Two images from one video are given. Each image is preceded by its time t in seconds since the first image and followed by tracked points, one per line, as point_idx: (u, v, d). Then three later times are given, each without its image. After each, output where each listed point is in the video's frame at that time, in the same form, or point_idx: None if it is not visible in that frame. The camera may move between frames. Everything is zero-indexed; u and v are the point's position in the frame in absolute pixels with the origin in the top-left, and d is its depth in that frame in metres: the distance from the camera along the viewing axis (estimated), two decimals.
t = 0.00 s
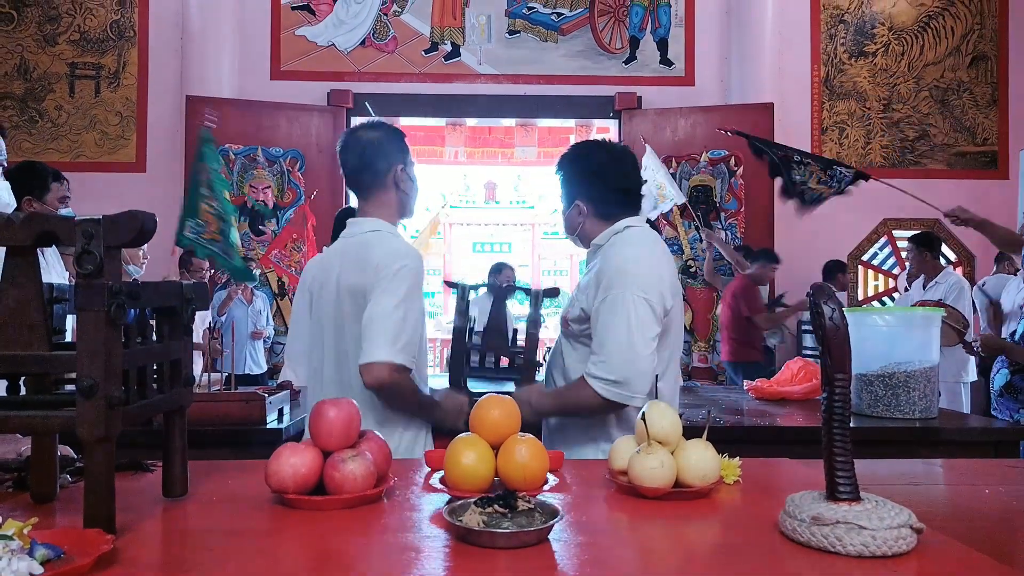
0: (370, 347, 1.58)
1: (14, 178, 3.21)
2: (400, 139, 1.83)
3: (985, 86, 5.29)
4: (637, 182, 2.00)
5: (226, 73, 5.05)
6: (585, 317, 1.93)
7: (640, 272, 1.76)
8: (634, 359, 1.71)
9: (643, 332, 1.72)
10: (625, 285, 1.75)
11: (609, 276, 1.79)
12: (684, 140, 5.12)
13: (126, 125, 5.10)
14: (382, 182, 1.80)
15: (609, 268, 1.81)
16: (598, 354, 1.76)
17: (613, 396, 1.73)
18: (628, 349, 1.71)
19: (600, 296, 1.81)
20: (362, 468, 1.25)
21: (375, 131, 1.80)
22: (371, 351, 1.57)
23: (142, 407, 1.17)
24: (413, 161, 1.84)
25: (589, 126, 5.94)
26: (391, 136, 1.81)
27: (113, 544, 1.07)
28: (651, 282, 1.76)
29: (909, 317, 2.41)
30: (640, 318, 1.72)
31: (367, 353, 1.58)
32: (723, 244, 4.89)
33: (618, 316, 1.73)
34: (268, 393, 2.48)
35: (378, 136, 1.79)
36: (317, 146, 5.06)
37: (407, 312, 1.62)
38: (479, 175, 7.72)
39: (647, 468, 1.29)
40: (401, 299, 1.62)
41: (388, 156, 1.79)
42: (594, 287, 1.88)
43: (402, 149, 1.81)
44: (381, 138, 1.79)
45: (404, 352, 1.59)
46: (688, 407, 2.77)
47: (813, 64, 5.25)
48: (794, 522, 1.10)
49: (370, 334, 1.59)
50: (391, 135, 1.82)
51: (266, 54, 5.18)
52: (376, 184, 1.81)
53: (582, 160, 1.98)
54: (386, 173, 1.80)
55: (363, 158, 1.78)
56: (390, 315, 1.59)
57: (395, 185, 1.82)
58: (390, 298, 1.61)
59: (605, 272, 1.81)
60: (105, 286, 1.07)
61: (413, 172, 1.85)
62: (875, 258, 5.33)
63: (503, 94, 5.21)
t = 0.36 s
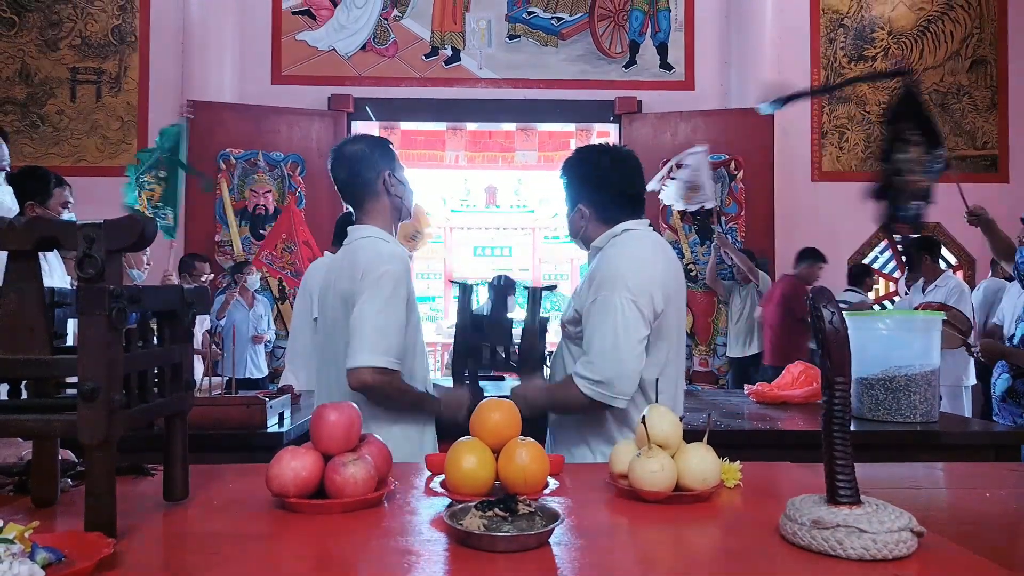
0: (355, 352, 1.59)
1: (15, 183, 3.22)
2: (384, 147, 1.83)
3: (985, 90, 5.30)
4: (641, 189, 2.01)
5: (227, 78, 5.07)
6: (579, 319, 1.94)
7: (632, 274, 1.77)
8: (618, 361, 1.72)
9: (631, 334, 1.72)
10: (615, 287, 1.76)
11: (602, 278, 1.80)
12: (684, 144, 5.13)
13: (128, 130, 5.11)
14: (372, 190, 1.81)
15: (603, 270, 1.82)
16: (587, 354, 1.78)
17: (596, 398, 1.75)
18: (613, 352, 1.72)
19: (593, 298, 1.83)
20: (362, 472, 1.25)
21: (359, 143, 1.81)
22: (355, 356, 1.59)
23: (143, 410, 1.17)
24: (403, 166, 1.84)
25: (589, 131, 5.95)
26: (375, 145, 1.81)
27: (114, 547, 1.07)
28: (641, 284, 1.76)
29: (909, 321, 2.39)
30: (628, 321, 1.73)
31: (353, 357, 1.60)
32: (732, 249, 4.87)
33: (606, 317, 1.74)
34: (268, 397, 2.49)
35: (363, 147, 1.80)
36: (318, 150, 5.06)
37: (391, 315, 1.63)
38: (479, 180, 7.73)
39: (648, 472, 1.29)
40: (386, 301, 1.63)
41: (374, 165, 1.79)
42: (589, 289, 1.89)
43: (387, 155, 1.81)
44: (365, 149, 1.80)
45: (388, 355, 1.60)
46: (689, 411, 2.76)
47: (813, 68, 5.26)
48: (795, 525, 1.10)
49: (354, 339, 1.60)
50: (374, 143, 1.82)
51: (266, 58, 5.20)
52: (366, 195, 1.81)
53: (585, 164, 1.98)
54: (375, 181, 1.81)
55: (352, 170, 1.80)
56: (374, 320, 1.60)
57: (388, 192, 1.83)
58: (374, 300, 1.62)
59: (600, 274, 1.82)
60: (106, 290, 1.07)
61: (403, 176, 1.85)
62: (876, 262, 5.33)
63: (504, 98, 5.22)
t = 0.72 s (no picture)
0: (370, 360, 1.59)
1: (21, 189, 3.23)
2: (385, 151, 1.83)
3: (987, 96, 5.30)
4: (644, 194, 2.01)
5: (232, 84, 5.09)
6: (587, 326, 1.94)
7: (640, 278, 1.77)
8: (633, 364, 1.71)
9: (643, 336, 1.72)
10: (623, 291, 1.76)
11: (608, 283, 1.81)
12: (687, 149, 5.13)
13: (132, 135, 5.13)
14: (374, 195, 1.82)
15: (608, 276, 1.82)
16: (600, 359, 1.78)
17: (614, 402, 1.73)
18: (627, 355, 1.71)
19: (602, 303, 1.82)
20: (366, 476, 1.25)
21: (358, 146, 1.81)
22: (370, 364, 1.58)
23: (149, 414, 1.18)
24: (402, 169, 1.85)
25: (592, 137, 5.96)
26: (376, 148, 1.82)
27: (119, 552, 1.08)
28: (648, 286, 1.77)
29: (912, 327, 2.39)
30: (639, 323, 1.73)
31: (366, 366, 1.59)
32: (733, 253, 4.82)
33: (616, 321, 1.74)
34: (272, 401, 2.50)
35: (363, 150, 1.80)
36: (321, 156, 5.08)
37: (408, 322, 1.64)
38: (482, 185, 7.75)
39: (651, 477, 1.29)
40: (401, 308, 1.63)
41: (376, 169, 1.80)
42: (595, 295, 1.89)
43: (387, 158, 1.81)
44: (365, 152, 1.80)
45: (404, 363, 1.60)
46: (692, 416, 2.76)
47: (815, 73, 5.27)
48: (798, 530, 1.10)
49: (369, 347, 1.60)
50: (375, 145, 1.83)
51: (271, 65, 5.22)
52: (368, 201, 1.82)
53: (588, 170, 1.99)
54: (374, 184, 1.81)
55: (352, 174, 1.80)
56: (393, 326, 1.60)
57: (388, 195, 1.83)
58: (389, 308, 1.63)
59: (607, 279, 1.82)
60: (113, 296, 1.08)
61: (402, 179, 1.84)
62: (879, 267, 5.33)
63: (507, 104, 5.24)
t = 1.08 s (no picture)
0: (389, 370, 1.57)
1: (24, 195, 3.24)
2: (392, 149, 1.84)
3: (988, 102, 5.31)
4: (638, 198, 2.01)
5: (234, 89, 5.10)
6: (601, 330, 1.93)
7: (660, 278, 1.79)
8: (671, 361, 1.72)
9: (674, 333, 1.74)
10: (647, 292, 1.77)
11: (627, 285, 1.81)
12: (688, 155, 5.14)
13: (134, 141, 5.14)
14: (379, 196, 1.82)
15: (625, 278, 1.82)
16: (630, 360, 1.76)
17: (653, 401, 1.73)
18: (663, 353, 1.72)
19: (621, 304, 1.82)
20: (368, 483, 1.25)
21: (364, 144, 1.82)
22: (389, 374, 1.57)
23: (151, 420, 1.18)
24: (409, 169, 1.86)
25: (593, 143, 5.97)
26: (382, 147, 1.82)
27: (120, 558, 1.08)
28: (668, 285, 1.79)
29: (913, 332, 2.39)
30: (669, 321, 1.75)
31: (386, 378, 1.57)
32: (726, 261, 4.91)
33: (647, 321, 1.74)
34: (273, 407, 2.50)
35: (368, 148, 1.81)
36: (323, 162, 5.09)
37: (427, 329, 1.64)
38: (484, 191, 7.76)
39: (652, 483, 1.29)
40: (419, 314, 1.64)
41: (383, 168, 1.80)
42: (609, 299, 1.88)
43: (395, 158, 1.82)
44: (372, 150, 1.81)
45: (422, 373, 1.60)
46: (694, 423, 2.76)
47: (816, 79, 5.29)
48: (801, 537, 1.10)
49: (387, 355, 1.59)
50: (381, 145, 1.83)
51: (273, 71, 5.23)
52: (373, 200, 1.82)
53: (582, 177, 1.99)
54: (382, 185, 1.81)
55: (357, 174, 1.80)
56: (415, 333, 1.61)
57: (394, 196, 1.84)
58: (408, 314, 1.63)
59: (624, 281, 1.83)
60: (116, 301, 1.08)
61: (410, 180, 1.85)
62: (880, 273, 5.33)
63: (508, 110, 5.25)
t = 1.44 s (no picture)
0: (393, 384, 1.59)
1: (23, 198, 3.25)
2: (393, 147, 1.85)
3: (987, 106, 5.33)
4: (637, 202, 2.02)
5: (235, 93, 5.11)
6: (603, 336, 1.92)
7: (661, 283, 1.81)
8: (674, 366, 1.74)
9: (676, 338, 1.76)
10: (650, 297, 1.78)
11: (630, 290, 1.81)
12: (688, 159, 5.15)
13: (136, 145, 5.16)
14: (381, 193, 1.82)
15: (627, 283, 1.82)
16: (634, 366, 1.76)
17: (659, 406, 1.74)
18: (667, 358, 1.73)
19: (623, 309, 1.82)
20: (368, 486, 1.26)
21: (365, 141, 1.82)
22: (393, 389, 1.59)
23: (152, 423, 1.18)
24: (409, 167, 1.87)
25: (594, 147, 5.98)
26: (383, 144, 1.83)
27: (121, 561, 1.08)
28: (670, 291, 1.81)
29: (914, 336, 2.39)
30: (670, 326, 1.76)
31: (389, 391, 1.59)
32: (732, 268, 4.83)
33: (651, 327, 1.75)
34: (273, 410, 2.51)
35: (369, 146, 1.81)
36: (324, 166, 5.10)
37: (428, 340, 1.65)
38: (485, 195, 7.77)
39: (652, 486, 1.29)
40: (423, 327, 1.65)
41: (385, 165, 1.81)
42: (612, 304, 1.88)
43: (396, 156, 1.84)
44: (373, 148, 1.82)
45: (423, 386, 1.61)
46: (694, 426, 2.76)
47: (815, 83, 5.30)
48: (799, 539, 1.10)
49: (390, 368, 1.60)
50: (384, 144, 1.84)
51: (274, 75, 5.25)
52: (376, 199, 1.83)
53: (581, 181, 2.00)
54: (386, 183, 1.82)
55: (358, 171, 1.80)
56: (417, 347, 1.62)
57: (396, 194, 1.85)
58: (411, 326, 1.64)
59: (626, 286, 1.83)
60: (118, 305, 1.09)
61: (411, 178, 1.87)
62: (880, 276, 5.33)
63: (509, 114, 5.27)
